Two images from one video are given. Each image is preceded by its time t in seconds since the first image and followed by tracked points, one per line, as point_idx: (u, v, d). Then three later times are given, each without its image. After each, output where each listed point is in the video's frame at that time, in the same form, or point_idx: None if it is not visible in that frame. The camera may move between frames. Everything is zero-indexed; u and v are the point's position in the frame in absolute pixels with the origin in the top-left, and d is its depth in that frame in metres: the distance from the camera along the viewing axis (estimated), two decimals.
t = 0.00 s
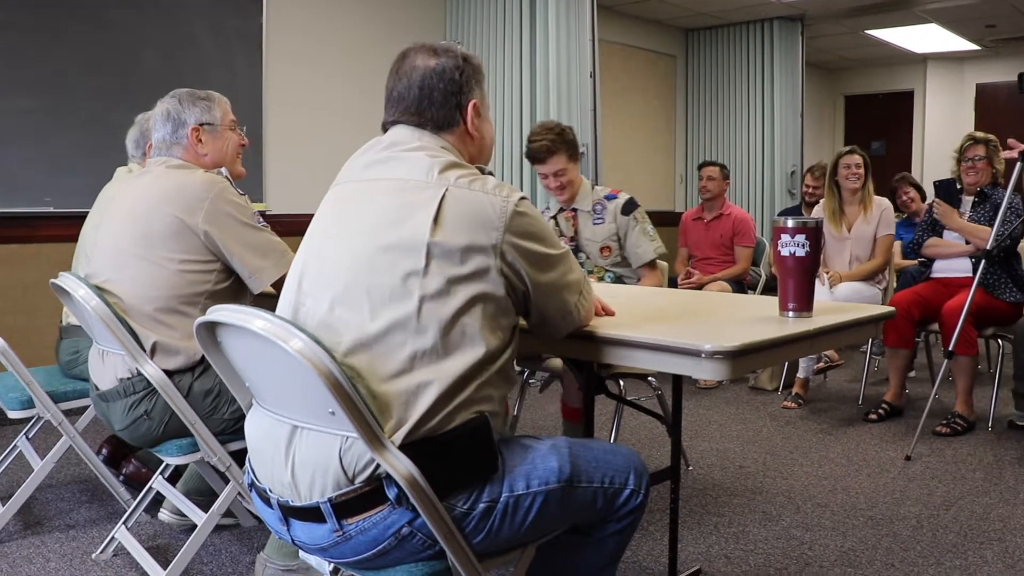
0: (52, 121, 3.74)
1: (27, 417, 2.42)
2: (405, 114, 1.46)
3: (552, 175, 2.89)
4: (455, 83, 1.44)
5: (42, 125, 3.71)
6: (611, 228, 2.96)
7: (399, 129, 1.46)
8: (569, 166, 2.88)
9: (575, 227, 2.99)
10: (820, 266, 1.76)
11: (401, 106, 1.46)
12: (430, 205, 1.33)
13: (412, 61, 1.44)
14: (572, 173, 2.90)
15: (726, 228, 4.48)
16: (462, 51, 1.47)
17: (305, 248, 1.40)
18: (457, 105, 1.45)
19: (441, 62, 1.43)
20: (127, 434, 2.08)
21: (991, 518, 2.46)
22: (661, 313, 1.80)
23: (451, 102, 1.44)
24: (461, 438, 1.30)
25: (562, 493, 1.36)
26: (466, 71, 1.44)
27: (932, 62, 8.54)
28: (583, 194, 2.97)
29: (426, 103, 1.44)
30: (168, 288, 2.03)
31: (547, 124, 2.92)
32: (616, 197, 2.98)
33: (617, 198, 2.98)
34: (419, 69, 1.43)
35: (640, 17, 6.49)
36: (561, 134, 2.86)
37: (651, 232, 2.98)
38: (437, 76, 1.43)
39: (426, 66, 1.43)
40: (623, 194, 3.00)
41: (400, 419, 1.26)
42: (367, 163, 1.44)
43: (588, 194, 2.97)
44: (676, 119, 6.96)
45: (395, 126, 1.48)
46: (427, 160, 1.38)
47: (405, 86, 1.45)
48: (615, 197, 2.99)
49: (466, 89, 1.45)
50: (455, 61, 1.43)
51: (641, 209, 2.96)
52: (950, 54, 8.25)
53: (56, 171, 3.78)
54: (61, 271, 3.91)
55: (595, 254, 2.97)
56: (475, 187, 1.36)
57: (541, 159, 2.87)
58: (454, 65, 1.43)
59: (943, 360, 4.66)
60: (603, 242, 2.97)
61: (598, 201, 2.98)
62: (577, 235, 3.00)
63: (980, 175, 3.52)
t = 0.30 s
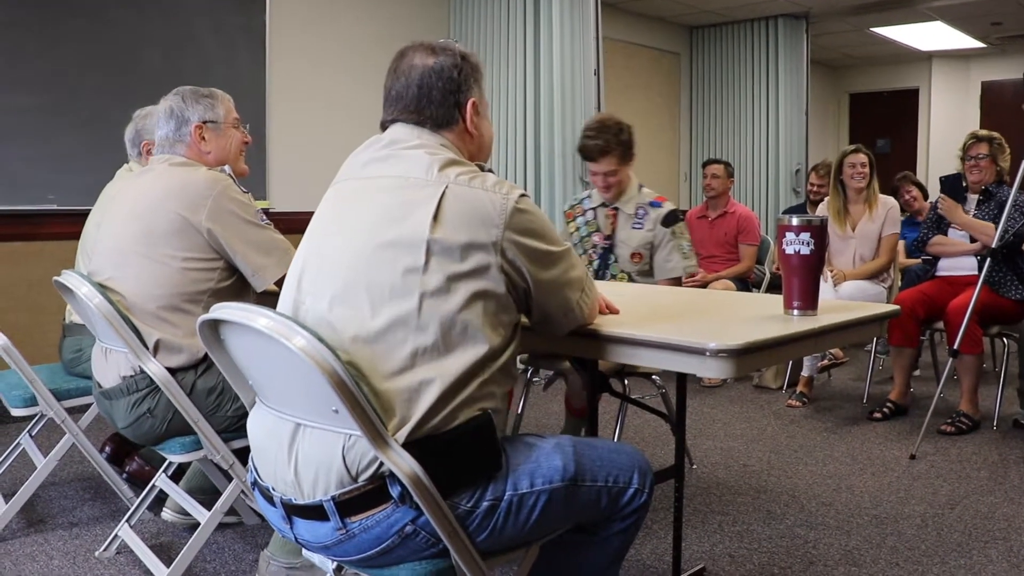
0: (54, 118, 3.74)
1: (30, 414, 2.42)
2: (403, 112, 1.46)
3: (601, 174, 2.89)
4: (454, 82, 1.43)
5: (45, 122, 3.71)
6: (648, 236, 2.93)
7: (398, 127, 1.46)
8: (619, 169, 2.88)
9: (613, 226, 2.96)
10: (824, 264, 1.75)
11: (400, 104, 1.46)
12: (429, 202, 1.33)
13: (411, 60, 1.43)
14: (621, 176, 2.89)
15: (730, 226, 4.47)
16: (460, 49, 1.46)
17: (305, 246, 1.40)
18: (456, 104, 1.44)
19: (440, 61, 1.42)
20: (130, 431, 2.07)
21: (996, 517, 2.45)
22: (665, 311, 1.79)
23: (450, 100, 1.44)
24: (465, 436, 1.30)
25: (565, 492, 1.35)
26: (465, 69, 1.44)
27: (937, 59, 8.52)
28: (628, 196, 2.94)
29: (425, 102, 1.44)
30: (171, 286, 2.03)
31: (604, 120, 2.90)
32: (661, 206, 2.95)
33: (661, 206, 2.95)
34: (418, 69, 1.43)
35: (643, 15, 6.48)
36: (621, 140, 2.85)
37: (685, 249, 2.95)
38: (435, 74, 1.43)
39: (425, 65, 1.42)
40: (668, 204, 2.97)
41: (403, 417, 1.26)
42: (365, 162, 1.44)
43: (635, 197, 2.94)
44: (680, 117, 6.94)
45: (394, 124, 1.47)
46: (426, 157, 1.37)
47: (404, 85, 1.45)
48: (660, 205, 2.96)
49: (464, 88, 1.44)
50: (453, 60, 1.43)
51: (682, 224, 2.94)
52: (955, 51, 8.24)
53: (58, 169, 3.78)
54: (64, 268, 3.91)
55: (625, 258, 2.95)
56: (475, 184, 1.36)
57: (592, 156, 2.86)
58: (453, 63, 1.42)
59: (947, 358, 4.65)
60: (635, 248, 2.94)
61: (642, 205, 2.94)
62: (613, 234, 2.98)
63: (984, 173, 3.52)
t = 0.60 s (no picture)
0: (60, 112, 3.75)
1: (34, 408, 2.42)
2: (405, 108, 1.45)
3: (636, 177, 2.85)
4: (456, 77, 1.43)
5: (50, 117, 3.72)
6: (663, 236, 2.95)
7: (399, 122, 1.45)
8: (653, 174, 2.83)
9: (636, 224, 3.01)
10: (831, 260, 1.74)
11: (401, 100, 1.45)
12: (431, 196, 1.32)
13: (412, 55, 1.43)
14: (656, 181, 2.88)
15: (735, 223, 4.47)
16: (461, 44, 1.46)
17: (308, 240, 1.40)
18: (458, 99, 1.44)
19: (442, 57, 1.42)
20: (133, 426, 2.07)
21: (1001, 515, 2.44)
22: (670, 307, 1.78)
23: (452, 95, 1.43)
24: (469, 431, 1.30)
25: (569, 488, 1.35)
26: (466, 65, 1.43)
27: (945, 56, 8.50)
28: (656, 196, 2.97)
29: (427, 97, 1.43)
30: (176, 280, 2.03)
31: (648, 121, 2.81)
32: (683, 208, 2.97)
33: (684, 209, 2.97)
34: (420, 64, 1.42)
35: (649, 12, 6.46)
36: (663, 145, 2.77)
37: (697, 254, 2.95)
38: (436, 69, 1.42)
39: (427, 60, 1.42)
40: (692, 207, 2.98)
41: (407, 412, 1.26)
42: (367, 157, 1.43)
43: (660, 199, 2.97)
44: (685, 113, 6.93)
45: (395, 120, 1.46)
46: (428, 152, 1.37)
47: (406, 80, 1.44)
48: (683, 208, 2.98)
49: (466, 83, 1.44)
50: (455, 55, 1.42)
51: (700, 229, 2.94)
52: (962, 48, 8.21)
53: (63, 163, 3.78)
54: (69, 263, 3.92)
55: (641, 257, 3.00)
56: (477, 179, 1.35)
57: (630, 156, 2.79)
58: (455, 59, 1.42)
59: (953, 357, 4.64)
60: (650, 247, 2.96)
61: (665, 206, 2.96)
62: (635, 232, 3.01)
63: (987, 171, 3.51)
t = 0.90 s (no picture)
0: (64, 106, 3.74)
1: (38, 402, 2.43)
2: (411, 104, 1.44)
3: (633, 163, 2.89)
4: (463, 76, 1.42)
5: (54, 110, 3.71)
6: (659, 229, 2.97)
7: (402, 117, 1.45)
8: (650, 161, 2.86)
9: (632, 215, 2.99)
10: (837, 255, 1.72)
11: (408, 95, 1.44)
12: (433, 190, 1.32)
13: (420, 50, 1.42)
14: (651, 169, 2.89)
15: (740, 218, 4.45)
16: (468, 41, 1.45)
17: (311, 233, 1.39)
18: (466, 97, 1.44)
19: (450, 54, 1.41)
20: (137, 420, 2.07)
21: (1006, 511, 2.44)
22: (674, 302, 1.78)
23: (460, 93, 1.43)
24: (473, 426, 1.29)
25: (574, 483, 1.34)
26: (474, 63, 1.43)
27: (951, 50, 8.48)
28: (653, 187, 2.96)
29: (435, 94, 1.42)
30: (181, 275, 2.03)
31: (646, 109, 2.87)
32: (678, 203, 2.97)
33: (679, 203, 2.97)
34: (428, 60, 1.41)
35: (654, 6, 6.44)
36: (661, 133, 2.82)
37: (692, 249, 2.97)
38: (444, 67, 1.41)
39: (436, 57, 1.41)
40: (688, 202, 2.98)
41: (411, 406, 1.25)
42: (369, 151, 1.43)
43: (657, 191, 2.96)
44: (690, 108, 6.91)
45: (398, 114, 1.46)
46: (430, 146, 1.36)
47: (414, 75, 1.43)
48: (679, 202, 2.98)
49: (473, 82, 1.44)
50: (463, 53, 1.42)
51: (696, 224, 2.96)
52: (969, 42, 8.19)
53: (67, 157, 3.78)
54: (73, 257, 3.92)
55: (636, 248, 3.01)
56: (480, 172, 1.35)
57: (630, 141, 2.84)
58: (463, 57, 1.41)
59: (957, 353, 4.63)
60: (646, 240, 2.98)
61: (662, 200, 2.96)
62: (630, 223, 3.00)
63: (989, 167, 3.48)
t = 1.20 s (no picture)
0: (69, 103, 3.75)
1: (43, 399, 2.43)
2: (422, 99, 1.43)
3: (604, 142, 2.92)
4: (475, 76, 1.43)
5: (59, 107, 3.72)
6: (651, 215, 2.94)
7: (407, 113, 1.44)
8: (620, 135, 2.88)
9: (624, 206, 2.99)
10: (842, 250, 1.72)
11: (419, 90, 1.43)
12: (438, 186, 1.32)
13: (433, 46, 1.40)
14: (624, 145, 2.89)
15: (745, 214, 4.44)
16: (478, 39, 1.45)
17: (315, 230, 1.39)
18: (476, 97, 1.44)
19: (463, 52, 1.41)
20: (142, 418, 2.07)
21: (1013, 508, 2.43)
22: (679, 298, 1.77)
23: (471, 92, 1.43)
24: (477, 422, 1.29)
25: (579, 480, 1.34)
26: (484, 62, 1.43)
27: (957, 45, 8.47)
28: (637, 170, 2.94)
29: (447, 92, 1.42)
30: (185, 273, 2.03)
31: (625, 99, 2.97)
32: (667, 186, 2.94)
33: (667, 188, 2.94)
34: (441, 56, 1.40)
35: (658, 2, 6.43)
36: (622, 112, 2.88)
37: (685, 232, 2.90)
38: (457, 65, 1.41)
39: (448, 54, 1.40)
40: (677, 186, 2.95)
41: (416, 404, 1.25)
42: (373, 148, 1.42)
43: (644, 177, 2.95)
44: (695, 104, 6.90)
45: (404, 111, 1.45)
46: (434, 142, 1.36)
47: (427, 71, 1.42)
48: (668, 187, 2.95)
49: (483, 83, 1.44)
50: (476, 52, 1.42)
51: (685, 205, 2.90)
52: (975, 38, 8.16)
53: (71, 154, 3.78)
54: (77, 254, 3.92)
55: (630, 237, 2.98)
56: (483, 168, 1.34)
57: (594, 126, 2.93)
58: (475, 56, 1.41)
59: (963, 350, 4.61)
60: (639, 226, 2.96)
61: (650, 186, 2.94)
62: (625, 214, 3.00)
63: (996, 163, 3.45)
